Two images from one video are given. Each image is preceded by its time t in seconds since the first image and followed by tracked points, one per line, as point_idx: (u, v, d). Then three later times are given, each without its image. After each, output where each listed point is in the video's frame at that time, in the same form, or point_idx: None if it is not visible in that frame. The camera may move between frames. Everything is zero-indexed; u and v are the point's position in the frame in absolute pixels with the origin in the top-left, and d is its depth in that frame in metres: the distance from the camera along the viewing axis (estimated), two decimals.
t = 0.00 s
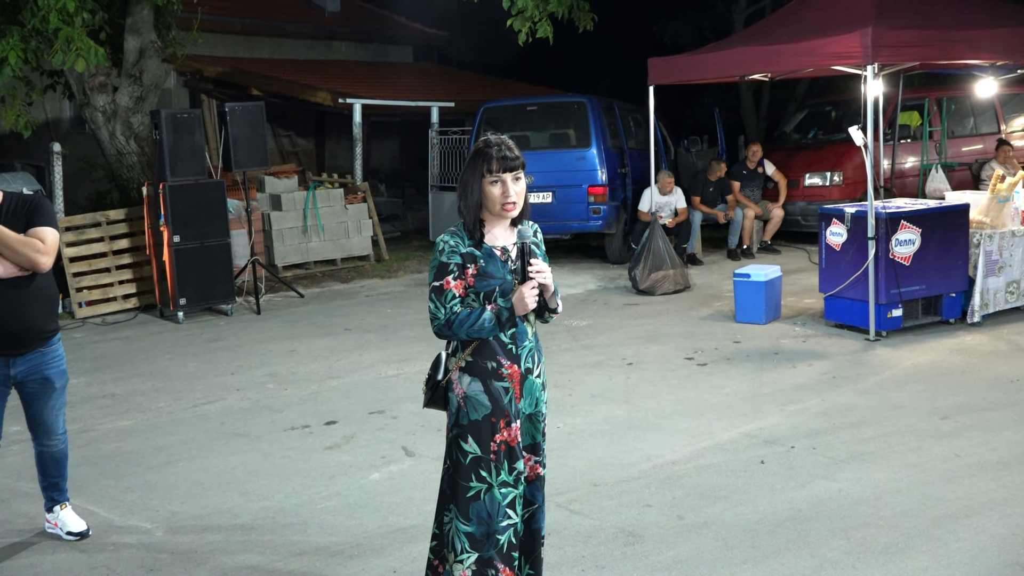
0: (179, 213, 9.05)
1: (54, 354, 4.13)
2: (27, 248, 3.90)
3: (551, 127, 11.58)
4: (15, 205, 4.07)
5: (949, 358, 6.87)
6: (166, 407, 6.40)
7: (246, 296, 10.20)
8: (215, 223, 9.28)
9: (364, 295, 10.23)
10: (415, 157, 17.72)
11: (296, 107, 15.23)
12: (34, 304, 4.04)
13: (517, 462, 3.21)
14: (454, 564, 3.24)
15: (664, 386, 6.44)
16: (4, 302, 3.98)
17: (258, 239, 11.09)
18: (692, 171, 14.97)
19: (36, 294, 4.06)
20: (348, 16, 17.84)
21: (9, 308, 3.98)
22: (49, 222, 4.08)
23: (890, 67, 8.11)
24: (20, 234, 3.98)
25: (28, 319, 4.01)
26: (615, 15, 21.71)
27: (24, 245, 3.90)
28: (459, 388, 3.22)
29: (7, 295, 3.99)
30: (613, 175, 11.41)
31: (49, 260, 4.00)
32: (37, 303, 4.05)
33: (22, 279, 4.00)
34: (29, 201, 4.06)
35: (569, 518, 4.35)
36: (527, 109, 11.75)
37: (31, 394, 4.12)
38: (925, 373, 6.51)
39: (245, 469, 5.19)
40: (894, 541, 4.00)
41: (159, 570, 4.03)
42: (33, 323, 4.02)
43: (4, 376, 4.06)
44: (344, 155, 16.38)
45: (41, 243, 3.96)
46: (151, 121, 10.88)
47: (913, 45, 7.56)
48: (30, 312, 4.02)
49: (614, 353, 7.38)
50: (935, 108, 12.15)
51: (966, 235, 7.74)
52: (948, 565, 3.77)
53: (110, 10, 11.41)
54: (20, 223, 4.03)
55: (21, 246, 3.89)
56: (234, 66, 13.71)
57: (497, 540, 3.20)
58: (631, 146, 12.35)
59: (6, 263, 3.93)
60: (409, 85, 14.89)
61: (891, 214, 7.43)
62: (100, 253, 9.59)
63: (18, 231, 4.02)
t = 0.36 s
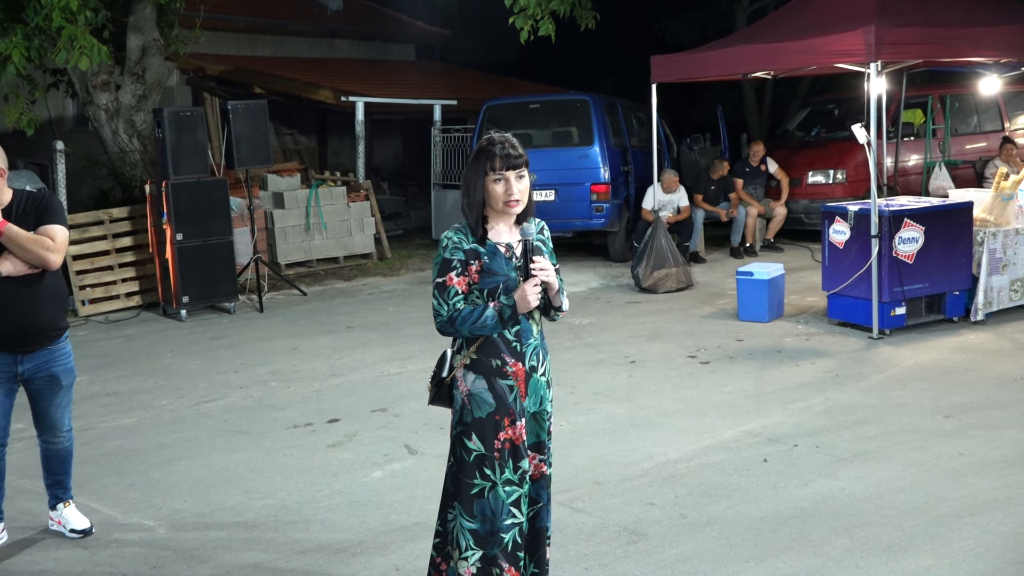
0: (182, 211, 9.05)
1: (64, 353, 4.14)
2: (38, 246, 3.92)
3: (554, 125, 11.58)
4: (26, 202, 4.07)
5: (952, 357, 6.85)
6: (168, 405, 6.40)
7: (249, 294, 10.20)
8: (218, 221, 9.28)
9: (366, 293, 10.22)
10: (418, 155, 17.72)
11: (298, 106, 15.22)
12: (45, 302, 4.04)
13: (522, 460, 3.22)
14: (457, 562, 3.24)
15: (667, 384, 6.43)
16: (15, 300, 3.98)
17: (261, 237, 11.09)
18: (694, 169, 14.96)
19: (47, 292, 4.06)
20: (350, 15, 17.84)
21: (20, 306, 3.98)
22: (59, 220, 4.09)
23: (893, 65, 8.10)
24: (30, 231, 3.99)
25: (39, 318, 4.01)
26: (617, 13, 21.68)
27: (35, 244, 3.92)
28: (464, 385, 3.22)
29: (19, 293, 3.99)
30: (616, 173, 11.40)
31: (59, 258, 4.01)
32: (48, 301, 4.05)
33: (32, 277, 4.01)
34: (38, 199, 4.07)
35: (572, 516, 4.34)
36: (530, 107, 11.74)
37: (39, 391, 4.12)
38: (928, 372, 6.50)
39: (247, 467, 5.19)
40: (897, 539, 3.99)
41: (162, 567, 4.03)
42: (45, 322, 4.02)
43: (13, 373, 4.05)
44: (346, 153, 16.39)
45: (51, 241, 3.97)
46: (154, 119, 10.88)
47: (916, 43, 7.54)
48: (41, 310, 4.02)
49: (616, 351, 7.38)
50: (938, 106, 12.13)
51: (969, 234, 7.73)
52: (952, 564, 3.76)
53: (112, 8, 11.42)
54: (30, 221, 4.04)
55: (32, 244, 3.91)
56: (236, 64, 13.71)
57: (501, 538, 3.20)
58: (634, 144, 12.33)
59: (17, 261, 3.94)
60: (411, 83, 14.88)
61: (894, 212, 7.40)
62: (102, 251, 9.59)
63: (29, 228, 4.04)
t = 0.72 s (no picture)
0: (186, 208, 9.05)
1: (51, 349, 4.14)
2: (25, 247, 3.89)
3: (558, 121, 11.61)
4: (13, 202, 4.04)
5: (958, 354, 6.84)
6: (173, 401, 6.41)
7: (253, 290, 10.21)
8: (221, 218, 9.28)
9: (370, 290, 10.22)
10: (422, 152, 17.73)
11: (303, 102, 15.22)
12: (30, 303, 4.03)
13: (529, 458, 3.20)
14: (466, 560, 3.24)
15: (671, 381, 6.42)
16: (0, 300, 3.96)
17: (265, 234, 11.08)
18: (699, 165, 14.94)
19: (33, 293, 4.05)
20: (355, 11, 17.84)
21: (6, 305, 3.96)
22: (46, 220, 4.06)
23: (899, 60, 8.07)
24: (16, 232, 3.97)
25: (23, 317, 4.00)
26: (622, 9, 21.65)
27: (21, 245, 3.89)
28: (470, 382, 3.22)
29: (5, 293, 3.97)
30: (621, 170, 11.38)
31: (46, 259, 3.99)
32: (33, 301, 4.05)
33: (18, 277, 3.99)
34: (25, 199, 4.05)
35: (576, 513, 4.34)
36: (535, 103, 11.73)
37: (34, 387, 4.12)
38: (933, 369, 6.48)
39: (251, 463, 5.19)
40: (902, 536, 3.98)
41: (167, 564, 4.03)
42: (29, 321, 4.02)
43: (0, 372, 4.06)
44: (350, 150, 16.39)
45: (37, 241, 3.95)
46: (158, 116, 10.89)
47: (923, 38, 7.51)
48: (26, 310, 4.01)
49: (620, 348, 7.36)
50: (944, 102, 12.09)
51: (975, 230, 7.71)
52: (957, 561, 3.76)
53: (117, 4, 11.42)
54: (17, 221, 4.02)
55: (19, 245, 3.88)
56: (241, 60, 13.70)
57: (508, 538, 3.19)
58: (639, 141, 12.31)
59: (2, 262, 3.91)
60: (416, 80, 14.87)
61: (900, 209, 7.36)
62: (107, 247, 9.60)
63: (14, 229, 4.01)
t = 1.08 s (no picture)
0: (187, 205, 9.05)
1: (56, 345, 4.14)
2: (27, 240, 3.87)
3: (559, 117, 11.60)
4: (15, 196, 4.04)
5: (960, 349, 6.83)
6: (174, 398, 6.40)
7: (255, 286, 10.20)
8: (222, 215, 9.28)
9: (372, 286, 10.22)
10: (423, 148, 17.72)
11: (304, 99, 15.21)
12: (34, 295, 4.02)
13: (531, 454, 3.20)
14: (468, 557, 3.24)
15: (673, 377, 6.42)
16: (3, 293, 3.95)
17: (267, 230, 11.07)
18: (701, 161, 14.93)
19: (35, 285, 4.03)
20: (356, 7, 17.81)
21: (9, 298, 3.96)
22: (48, 214, 4.05)
23: (900, 55, 8.06)
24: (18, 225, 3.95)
25: (27, 310, 3.99)
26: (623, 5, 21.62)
27: (23, 237, 3.87)
28: (471, 379, 3.21)
29: (8, 286, 3.96)
30: (622, 165, 11.36)
31: (48, 252, 3.98)
32: (37, 294, 4.03)
33: (22, 270, 3.98)
34: (28, 192, 4.04)
35: (577, 509, 4.33)
36: (536, 99, 11.72)
37: (39, 386, 4.12)
38: (935, 364, 6.47)
39: (253, 460, 5.19)
40: (904, 532, 3.98)
41: (168, 560, 4.03)
42: (33, 314, 4.01)
43: (7, 370, 4.05)
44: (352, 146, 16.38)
45: (40, 234, 3.94)
46: (159, 112, 10.89)
47: (924, 33, 7.49)
48: (29, 303, 3.99)
49: (622, 344, 7.35)
50: (946, 96, 12.07)
51: (977, 225, 7.69)
52: (959, 556, 3.75)
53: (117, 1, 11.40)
54: (19, 215, 4.00)
55: (20, 238, 3.86)
56: (242, 57, 13.68)
57: (511, 534, 3.19)
58: (640, 136, 12.30)
59: (5, 255, 3.89)
60: (417, 76, 14.85)
61: (901, 204, 7.36)
62: (108, 244, 9.59)
63: (17, 222, 4.00)
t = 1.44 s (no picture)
0: (188, 202, 9.05)
1: (64, 343, 4.14)
2: (37, 237, 3.89)
3: (560, 114, 11.57)
4: (25, 194, 4.04)
5: (961, 347, 6.83)
6: (176, 396, 6.41)
7: (256, 284, 10.21)
8: (224, 212, 9.28)
9: (373, 284, 10.21)
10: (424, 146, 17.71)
11: (305, 96, 15.22)
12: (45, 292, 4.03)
13: (527, 452, 3.19)
14: (463, 553, 3.24)
15: (675, 375, 6.42)
16: (13, 290, 3.96)
17: (268, 228, 11.07)
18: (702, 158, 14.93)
19: (45, 283, 4.04)
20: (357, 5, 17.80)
21: (19, 296, 3.96)
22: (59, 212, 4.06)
23: (902, 53, 8.05)
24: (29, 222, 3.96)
25: (38, 308, 4.00)
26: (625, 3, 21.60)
27: (35, 234, 3.89)
28: (468, 375, 3.21)
29: (17, 283, 3.97)
30: (623, 163, 11.36)
31: (59, 250, 3.99)
32: (47, 291, 4.04)
33: (32, 267, 3.99)
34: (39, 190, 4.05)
35: (578, 506, 4.34)
36: (538, 97, 11.72)
37: (46, 383, 4.12)
38: (936, 362, 6.47)
39: (254, 457, 5.19)
40: (905, 530, 3.98)
41: (170, 557, 4.04)
42: (42, 311, 4.01)
43: (14, 367, 4.04)
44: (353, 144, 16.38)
45: (51, 232, 3.94)
46: (160, 110, 10.89)
47: (925, 31, 7.48)
48: (39, 300, 4.00)
49: (623, 342, 7.35)
50: (947, 94, 12.05)
51: (978, 223, 7.68)
52: (960, 555, 3.75)
53: None
54: (29, 213, 4.01)
55: (31, 235, 3.88)
56: (243, 54, 13.68)
57: (505, 531, 3.19)
58: (641, 134, 12.30)
59: (15, 252, 3.90)
60: (418, 73, 14.85)
61: (903, 202, 7.37)
62: (110, 242, 9.60)
63: (27, 220, 4.00)
